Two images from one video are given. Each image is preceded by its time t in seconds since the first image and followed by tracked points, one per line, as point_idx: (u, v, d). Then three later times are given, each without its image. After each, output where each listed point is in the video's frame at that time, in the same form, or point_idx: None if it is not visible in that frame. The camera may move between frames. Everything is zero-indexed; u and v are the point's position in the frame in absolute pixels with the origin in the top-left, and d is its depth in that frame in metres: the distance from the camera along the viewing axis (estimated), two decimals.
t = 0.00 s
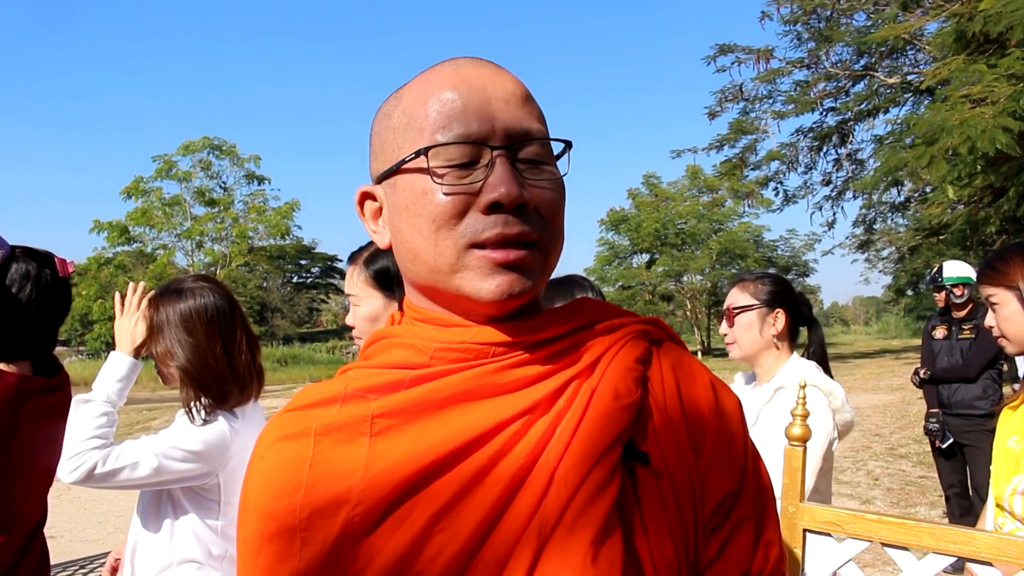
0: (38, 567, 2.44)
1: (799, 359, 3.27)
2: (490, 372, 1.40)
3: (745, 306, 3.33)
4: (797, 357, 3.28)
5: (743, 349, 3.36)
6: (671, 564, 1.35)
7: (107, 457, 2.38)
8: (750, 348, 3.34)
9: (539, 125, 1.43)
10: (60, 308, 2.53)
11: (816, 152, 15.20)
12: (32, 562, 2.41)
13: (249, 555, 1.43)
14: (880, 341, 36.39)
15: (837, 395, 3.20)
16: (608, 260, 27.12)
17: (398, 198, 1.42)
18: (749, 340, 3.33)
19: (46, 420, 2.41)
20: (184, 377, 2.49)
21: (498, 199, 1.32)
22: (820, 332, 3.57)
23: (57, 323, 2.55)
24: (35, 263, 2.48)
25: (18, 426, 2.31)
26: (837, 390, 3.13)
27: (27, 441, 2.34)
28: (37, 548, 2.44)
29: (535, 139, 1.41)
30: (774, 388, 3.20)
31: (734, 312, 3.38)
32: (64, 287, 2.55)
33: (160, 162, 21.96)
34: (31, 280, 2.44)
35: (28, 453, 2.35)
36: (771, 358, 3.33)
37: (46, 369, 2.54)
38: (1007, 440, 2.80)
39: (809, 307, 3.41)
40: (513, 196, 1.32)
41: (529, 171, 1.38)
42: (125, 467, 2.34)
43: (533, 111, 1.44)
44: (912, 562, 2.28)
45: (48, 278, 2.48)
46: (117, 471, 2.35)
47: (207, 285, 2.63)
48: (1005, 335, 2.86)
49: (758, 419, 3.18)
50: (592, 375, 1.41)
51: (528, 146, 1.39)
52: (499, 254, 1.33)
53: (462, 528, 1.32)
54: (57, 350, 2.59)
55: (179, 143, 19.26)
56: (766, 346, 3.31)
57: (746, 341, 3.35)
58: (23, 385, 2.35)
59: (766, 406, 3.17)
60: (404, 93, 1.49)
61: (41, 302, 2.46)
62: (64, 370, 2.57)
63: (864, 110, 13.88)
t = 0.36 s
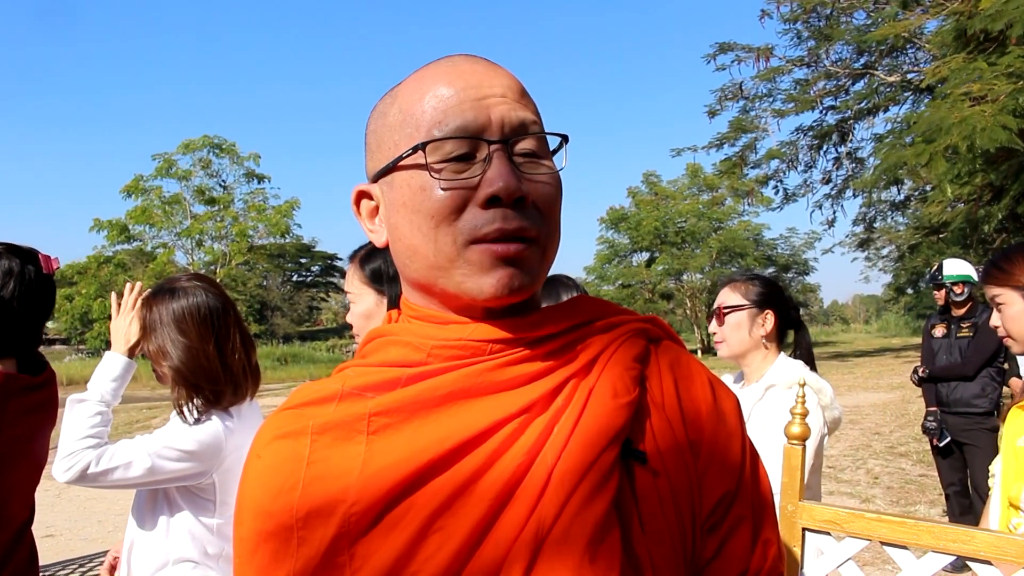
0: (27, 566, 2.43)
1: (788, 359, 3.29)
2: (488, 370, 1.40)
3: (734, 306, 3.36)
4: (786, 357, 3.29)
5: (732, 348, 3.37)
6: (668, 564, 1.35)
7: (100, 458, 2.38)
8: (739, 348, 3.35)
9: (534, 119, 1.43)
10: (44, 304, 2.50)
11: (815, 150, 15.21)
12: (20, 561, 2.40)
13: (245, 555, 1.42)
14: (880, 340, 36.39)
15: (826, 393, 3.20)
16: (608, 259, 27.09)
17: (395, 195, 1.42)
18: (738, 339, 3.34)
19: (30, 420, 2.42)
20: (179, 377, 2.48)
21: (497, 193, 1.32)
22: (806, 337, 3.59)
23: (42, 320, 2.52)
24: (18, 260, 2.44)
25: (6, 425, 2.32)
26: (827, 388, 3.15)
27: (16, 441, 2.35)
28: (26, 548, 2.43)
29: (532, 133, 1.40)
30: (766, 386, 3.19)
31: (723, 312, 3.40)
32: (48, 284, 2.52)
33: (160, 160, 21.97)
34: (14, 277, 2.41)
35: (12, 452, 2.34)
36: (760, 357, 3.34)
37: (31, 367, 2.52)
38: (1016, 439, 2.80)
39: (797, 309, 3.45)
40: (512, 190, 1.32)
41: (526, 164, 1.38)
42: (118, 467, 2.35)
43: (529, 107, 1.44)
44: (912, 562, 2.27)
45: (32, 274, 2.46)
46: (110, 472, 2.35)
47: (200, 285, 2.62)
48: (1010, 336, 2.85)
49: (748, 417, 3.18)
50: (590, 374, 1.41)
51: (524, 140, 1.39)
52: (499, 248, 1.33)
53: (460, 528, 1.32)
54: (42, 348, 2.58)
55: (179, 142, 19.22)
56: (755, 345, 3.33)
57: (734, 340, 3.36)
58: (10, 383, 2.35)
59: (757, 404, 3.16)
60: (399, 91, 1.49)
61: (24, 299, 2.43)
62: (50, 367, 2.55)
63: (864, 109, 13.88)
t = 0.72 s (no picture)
0: (16, 567, 2.41)
1: (781, 356, 3.29)
2: (485, 369, 1.39)
3: (725, 305, 3.37)
4: (779, 355, 3.30)
5: (725, 348, 3.38)
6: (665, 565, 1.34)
7: (97, 457, 2.38)
8: (731, 347, 3.36)
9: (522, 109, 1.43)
10: (29, 303, 2.48)
11: (815, 149, 15.20)
12: (8, 560, 2.38)
13: (241, 556, 1.42)
14: (881, 339, 36.40)
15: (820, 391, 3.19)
16: (607, 258, 27.05)
17: (388, 193, 1.41)
18: (730, 339, 3.35)
19: (15, 418, 2.39)
20: (176, 377, 2.48)
21: (490, 179, 1.31)
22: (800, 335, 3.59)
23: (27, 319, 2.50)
24: (3, 258, 2.42)
25: None
26: (820, 385, 3.15)
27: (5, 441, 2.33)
28: (15, 548, 2.41)
29: (520, 122, 1.41)
30: (759, 382, 3.19)
31: (715, 312, 3.42)
32: (34, 283, 2.50)
33: (159, 160, 21.97)
34: None
35: None
36: (753, 356, 3.35)
37: (15, 367, 2.48)
38: (1018, 440, 2.80)
39: (790, 307, 3.44)
40: (505, 175, 1.32)
41: (518, 152, 1.38)
42: (116, 467, 2.34)
43: (517, 98, 1.45)
44: (911, 561, 2.27)
45: (17, 274, 2.43)
46: (107, 473, 2.35)
47: (197, 285, 2.62)
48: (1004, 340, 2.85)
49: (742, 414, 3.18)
50: (588, 373, 1.40)
51: (513, 130, 1.39)
52: (494, 233, 1.32)
53: (456, 528, 1.31)
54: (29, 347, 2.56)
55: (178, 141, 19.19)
56: (747, 344, 3.34)
57: (727, 340, 3.38)
58: None
59: (751, 401, 3.17)
60: (388, 92, 1.49)
61: (7, 297, 2.39)
62: (37, 366, 2.53)
63: (864, 107, 13.87)
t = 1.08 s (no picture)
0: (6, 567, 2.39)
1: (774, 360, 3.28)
2: (482, 372, 1.39)
3: (715, 311, 3.37)
4: (772, 358, 3.28)
5: (716, 353, 3.39)
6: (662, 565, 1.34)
7: (95, 456, 2.37)
8: (723, 353, 3.36)
9: (528, 125, 1.42)
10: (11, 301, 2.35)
11: (814, 149, 15.21)
12: None
13: (239, 555, 1.43)
14: (880, 339, 36.43)
15: (812, 397, 3.19)
16: (607, 257, 27.06)
17: (387, 202, 1.41)
18: (721, 345, 3.36)
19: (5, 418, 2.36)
20: (173, 376, 2.47)
21: (490, 207, 1.31)
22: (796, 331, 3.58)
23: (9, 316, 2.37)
24: None
25: None
26: (813, 388, 3.14)
27: None
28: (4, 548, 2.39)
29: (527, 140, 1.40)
30: (750, 385, 3.19)
31: (705, 317, 3.42)
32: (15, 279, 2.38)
33: (159, 159, 21.96)
34: None
35: None
36: (746, 361, 3.34)
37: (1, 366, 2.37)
38: (1016, 439, 2.80)
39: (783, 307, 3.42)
40: (505, 205, 1.32)
41: (520, 175, 1.37)
42: (113, 465, 2.34)
43: (524, 112, 1.44)
44: (909, 561, 2.27)
45: None
46: (104, 470, 2.35)
47: (195, 285, 2.62)
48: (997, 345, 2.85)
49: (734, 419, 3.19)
50: (585, 374, 1.41)
51: (519, 148, 1.39)
52: (493, 258, 1.33)
53: (452, 527, 1.32)
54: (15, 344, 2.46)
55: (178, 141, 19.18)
56: (738, 350, 3.34)
57: (718, 345, 3.38)
58: None
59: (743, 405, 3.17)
60: (391, 93, 1.48)
61: None
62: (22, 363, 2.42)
63: (864, 107, 13.88)
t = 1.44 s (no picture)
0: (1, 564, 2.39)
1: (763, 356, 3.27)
2: (479, 374, 1.40)
3: (700, 311, 3.38)
4: (760, 355, 3.28)
5: (704, 352, 3.41)
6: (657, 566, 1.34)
7: (91, 454, 2.38)
8: (710, 351, 3.38)
9: (528, 126, 1.43)
10: None
11: (812, 150, 15.23)
12: None
13: (235, 554, 1.43)
14: (877, 339, 36.49)
15: (802, 394, 3.20)
16: (604, 257, 27.06)
17: (385, 201, 1.42)
18: (707, 343, 3.38)
19: None
20: (168, 373, 2.47)
21: (488, 207, 1.32)
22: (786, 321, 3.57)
23: None
24: None
25: None
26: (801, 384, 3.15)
27: None
28: None
29: (527, 140, 1.40)
30: (738, 383, 3.21)
31: (691, 316, 3.43)
32: None
33: (156, 158, 21.93)
34: None
35: None
36: (736, 358, 3.34)
37: None
38: (1007, 440, 2.80)
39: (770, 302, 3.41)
40: (503, 204, 1.32)
41: (519, 175, 1.38)
42: (109, 463, 2.34)
43: (524, 112, 1.44)
44: (905, 561, 2.28)
45: None
46: (100, 468, 2.35)
47: (190, 283, 2.62)
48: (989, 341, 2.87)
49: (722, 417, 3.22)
50: (582, 377, 1.41)
51: (517, 149, 1.39)
52: (491, 258, 1.33)
53: (449, 529, 1.32)
54: None
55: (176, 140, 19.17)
56: (724, 348, 3.35)
57: (704, 343, 3.40)
58: None
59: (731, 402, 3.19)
60: (391, 91, 1.48)
61: None
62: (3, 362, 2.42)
63: (861, 108, 13.89)
